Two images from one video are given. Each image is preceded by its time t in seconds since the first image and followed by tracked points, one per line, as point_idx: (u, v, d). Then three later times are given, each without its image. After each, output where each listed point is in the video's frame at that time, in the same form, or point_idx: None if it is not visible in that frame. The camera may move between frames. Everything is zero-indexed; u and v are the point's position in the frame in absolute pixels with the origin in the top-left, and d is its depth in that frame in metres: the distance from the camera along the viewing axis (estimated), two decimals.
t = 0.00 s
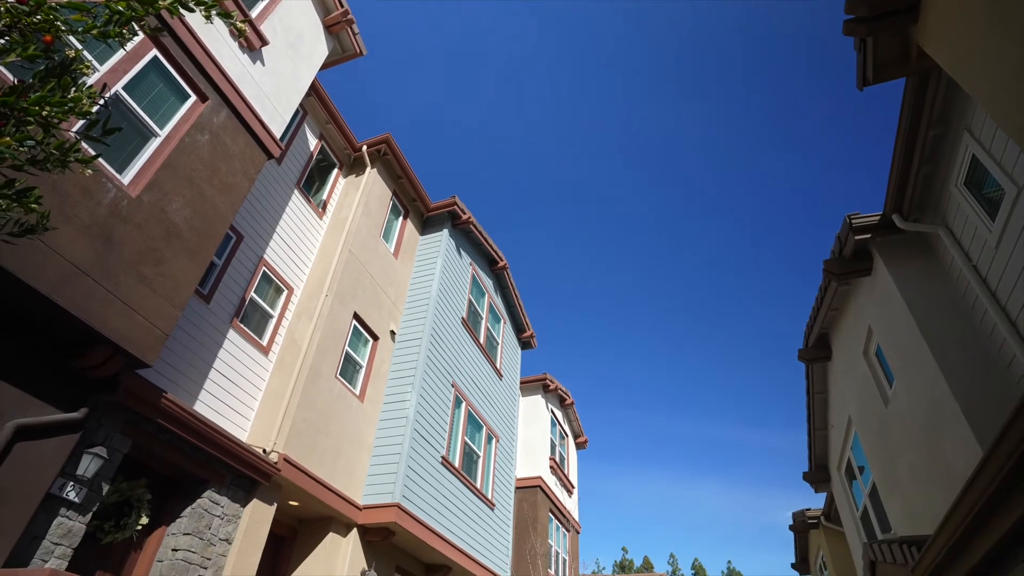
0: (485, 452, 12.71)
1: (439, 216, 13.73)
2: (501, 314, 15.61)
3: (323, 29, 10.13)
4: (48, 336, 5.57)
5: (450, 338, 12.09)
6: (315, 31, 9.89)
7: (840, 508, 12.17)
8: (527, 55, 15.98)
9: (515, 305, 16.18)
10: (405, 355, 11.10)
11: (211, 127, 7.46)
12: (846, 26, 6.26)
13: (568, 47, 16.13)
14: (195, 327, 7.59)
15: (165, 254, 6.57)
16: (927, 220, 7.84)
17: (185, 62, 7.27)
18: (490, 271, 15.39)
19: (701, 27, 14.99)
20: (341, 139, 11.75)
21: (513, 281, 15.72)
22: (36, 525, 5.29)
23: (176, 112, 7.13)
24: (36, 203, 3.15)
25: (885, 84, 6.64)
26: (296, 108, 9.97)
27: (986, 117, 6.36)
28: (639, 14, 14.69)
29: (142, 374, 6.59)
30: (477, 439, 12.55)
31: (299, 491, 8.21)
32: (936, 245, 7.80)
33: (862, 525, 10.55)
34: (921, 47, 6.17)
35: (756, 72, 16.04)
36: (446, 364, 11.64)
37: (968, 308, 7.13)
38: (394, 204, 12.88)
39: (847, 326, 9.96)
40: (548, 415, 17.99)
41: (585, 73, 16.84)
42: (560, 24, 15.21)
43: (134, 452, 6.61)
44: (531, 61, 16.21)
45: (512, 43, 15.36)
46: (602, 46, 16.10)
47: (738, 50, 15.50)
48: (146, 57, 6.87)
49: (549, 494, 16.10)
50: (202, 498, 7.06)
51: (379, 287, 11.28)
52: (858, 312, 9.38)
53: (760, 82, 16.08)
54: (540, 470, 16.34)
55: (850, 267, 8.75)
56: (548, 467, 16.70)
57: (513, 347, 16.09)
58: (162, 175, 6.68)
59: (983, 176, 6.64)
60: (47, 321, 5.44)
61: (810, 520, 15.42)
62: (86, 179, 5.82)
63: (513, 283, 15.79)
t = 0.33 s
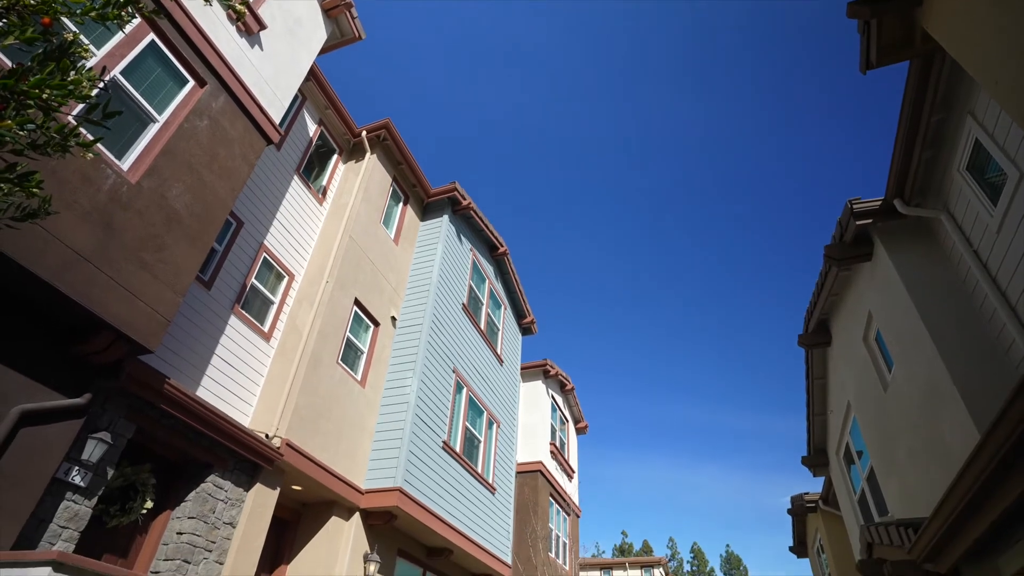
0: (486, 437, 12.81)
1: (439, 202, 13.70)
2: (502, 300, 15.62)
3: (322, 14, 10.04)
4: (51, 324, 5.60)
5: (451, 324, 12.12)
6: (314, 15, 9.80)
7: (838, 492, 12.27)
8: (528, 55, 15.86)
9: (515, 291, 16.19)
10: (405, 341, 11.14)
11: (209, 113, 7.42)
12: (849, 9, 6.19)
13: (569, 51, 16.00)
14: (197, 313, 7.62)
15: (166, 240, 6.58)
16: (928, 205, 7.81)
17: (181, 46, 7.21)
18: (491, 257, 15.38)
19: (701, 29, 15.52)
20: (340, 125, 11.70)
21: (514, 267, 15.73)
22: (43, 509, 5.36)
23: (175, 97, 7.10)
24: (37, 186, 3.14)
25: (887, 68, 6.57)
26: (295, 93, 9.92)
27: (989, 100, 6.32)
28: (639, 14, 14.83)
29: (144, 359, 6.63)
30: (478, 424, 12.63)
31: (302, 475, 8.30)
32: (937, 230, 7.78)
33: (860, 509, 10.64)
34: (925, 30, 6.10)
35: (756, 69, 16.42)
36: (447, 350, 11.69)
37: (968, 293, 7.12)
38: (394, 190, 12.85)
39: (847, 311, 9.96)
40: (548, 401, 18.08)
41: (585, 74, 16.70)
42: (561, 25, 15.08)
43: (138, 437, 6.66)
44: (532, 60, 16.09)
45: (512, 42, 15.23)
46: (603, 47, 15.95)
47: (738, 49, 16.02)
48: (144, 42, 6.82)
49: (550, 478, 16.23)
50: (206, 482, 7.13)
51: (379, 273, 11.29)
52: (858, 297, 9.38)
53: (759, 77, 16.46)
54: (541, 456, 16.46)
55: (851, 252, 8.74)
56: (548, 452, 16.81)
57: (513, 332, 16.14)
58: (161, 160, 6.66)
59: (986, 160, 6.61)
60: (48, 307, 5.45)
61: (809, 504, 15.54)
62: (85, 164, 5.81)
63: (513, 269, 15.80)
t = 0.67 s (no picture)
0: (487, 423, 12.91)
1: (439, 188, 13.66)
2: (502, 287, 15.64)
3: None
4: (52, 310, 5.61)
5: (452, 311, 12.14)
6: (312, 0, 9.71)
7: (836, 477, 12.35)
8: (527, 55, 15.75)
9: (515, 278, 16.19)
10: (406, 328, 11.18)
11: (209, 99, 7.39)
12: None
13: (570, 52, 15.86)
14: (198, 300, 7.63)
15: (166, 227, 6.58)
16: (930, 191, 7.79)
17: (179, 31, 7.16)
18: (491, 244, 15.36)
19: (701, 29, 15.32)
20: (340, 111, 11.64)
21: (514, 254, 15.72)
22: (48, 494, 5.42)
23: (173, 83, 7.07)
24: (38, 171, 3.14)
25: (892, 52, 6.49)
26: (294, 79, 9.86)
27: (993, 85, 6.27)
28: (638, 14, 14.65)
29: (145, 346, 6.66)
30: (479, 411, 12.72)
31: (305, 461, 8.37)
32: (939, 217, 7.76)
33: (858, 494, 10.72)
34: (930, 14, 6.03)
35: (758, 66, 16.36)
36: (448, 337, 11.73)
37: (968, 279, 7.12)
38: (394, 177, 12.81)
39: (847, 298, 9.96)
40: (549, 388, 18.14)
41: (586, 74, 16.59)
42: (562, 27, 14.95)
43: (141, 423, 6.71)
44: (532, 61, 15.97)
45: (513, 42, 15.10)
46: (605, 48, 15.82)
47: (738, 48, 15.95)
48: (141, 27, 6.77)
49: (550, 464, 16.34)
50: (210, 468, 7.19)
51: (380, 260, 11.29)
52: (859, 284, 9.38)
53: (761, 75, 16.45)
54: (541, 442, 16.58)
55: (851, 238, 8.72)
56: (549, 438, 16.91)
57: (513, 319, 16.16)
58: (161, 147, 6.64)
59: (989, 146, 6.57)
60: (48, 294, 5.45)
61: (807, 490, 15.64)
62: (84, 151, 5.81)
63: (513, 256, 15.79)
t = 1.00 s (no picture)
0: (487, 410, 12.99)
1: (439, 176, 13.62)
2: (502, 275, 15.63)
3: None
4: (54, 298, 5.63)
5: (452, 299, 12.16)
6: None
7: (834, 464, 12.43)
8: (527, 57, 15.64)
9: (516, 266, 16.18)
10: (407, 316, 11.21)
11: (207, 86, 7.35)
12: None
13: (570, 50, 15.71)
14: (199, 288, 7.64)
15: (167, 214, 6.57)
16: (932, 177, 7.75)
17: (177, 18, 7.11)
18: (491, 232, 15.33)
19: (700, 29, 15.02)
20: (339, 99, 11.57)
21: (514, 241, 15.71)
22: (53, 481, 5.46)
23: (171, 70, 7.03)
24: (40, 156, 3.14)
25: (895, 36, 6.44)
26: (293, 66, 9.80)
27: (997, 70, 6.22)
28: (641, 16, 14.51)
29: (147, 334, 6.68)
30: (480, 398, 12.78)
31: (306, 448, 8.42)
32: (940, 204, 7.73)
33: (856, 480, 10.80)
34: None
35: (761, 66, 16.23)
36: (449, 324, 11.76)
37: (968, 266, 7.12)
38: (394, 164, 12.76)
39: (848, 285, 9.96)
40: (549, 375, 18.21)
41: (587, 74, 16.50)
42: (562, 29, 14.81)
43: (144, 411, 6.75)
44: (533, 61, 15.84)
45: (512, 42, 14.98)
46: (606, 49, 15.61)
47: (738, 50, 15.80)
48: (138, 13, 6.73)
49: (550, 451, 16.46)
50: (213, 455, 7.25)
51: (380, 247, 11.28)
52: (859, 271, 9.37)
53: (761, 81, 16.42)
54: (541, 429, 16.67)
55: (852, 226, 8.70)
56: (549, 425, 17.01)
57: (514, 306, 16.18)
58: (160, 134, 6.62)
59: (991, 132, 6.54)
60: (48, 283, 5.46)
61: (805, 476, 15.74)
62: (83, 139, 5.79)
63: (514, 244, 15.77)
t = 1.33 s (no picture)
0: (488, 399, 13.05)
1: (439, 165, 13.58)
2: (503, 265, 15.65)
3: None
4: (56, 288, 5.64)
5: (452, 288, 12.17)
6: None
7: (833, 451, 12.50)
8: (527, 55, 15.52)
9: (516, 256, 16.18)
10: (407, 305, 11.23)
11: (205, 75, 7.31)
12: None
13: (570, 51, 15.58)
14: (199, 277, 7.66)
15: (166, 204, 6.57)
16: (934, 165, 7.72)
17: (175, 5, 7.07)
18: (491, 221, 15.32)
19: (702, 27, 14.84)
20: (339, 88, 11.51)
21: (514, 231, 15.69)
22: (57, 470, 5.51)
23: (169, 58, 7.01)
24: (40, 144, 3.12)
25: (898, 23, 6.41)
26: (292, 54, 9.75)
27: (1001, 57, 6.17)
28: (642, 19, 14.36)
29: (149, 323, 6.70)
30: (480, 387, 12.84)
31: (308, 436, 8.47)
32: (942, 192, 7.70)
33: (854, 468, 10.86)
34: None
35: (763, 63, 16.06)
36: (449, 313, 11.78)
37: (969, 255, 7.11)
38: (394, 153, 12.72)
39: (848, 274, 9.96)
40: (549, 364, 18.27)
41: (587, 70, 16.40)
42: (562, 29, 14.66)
43: (147, 399, 6.79)
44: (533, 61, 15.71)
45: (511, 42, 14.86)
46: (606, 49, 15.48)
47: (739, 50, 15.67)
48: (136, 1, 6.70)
49: (550, 439, 16.55)
50: (215, 443, 7.30)
51: (380, 236, 11.28)
52: (860, 259, 9.36)
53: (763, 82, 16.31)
54: (541, 417, 16.74)
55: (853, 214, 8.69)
56: (549, 414, 17.08)
57: (514, 295, 16.20)
58: (159, 123, 6.60)
59: (994, 120, 6.51)
60: (50, 272, 5.47)
61: (804, 464, 15.81)
62: (82, 127, 5.78)
63: (514, 233, 15.76)
